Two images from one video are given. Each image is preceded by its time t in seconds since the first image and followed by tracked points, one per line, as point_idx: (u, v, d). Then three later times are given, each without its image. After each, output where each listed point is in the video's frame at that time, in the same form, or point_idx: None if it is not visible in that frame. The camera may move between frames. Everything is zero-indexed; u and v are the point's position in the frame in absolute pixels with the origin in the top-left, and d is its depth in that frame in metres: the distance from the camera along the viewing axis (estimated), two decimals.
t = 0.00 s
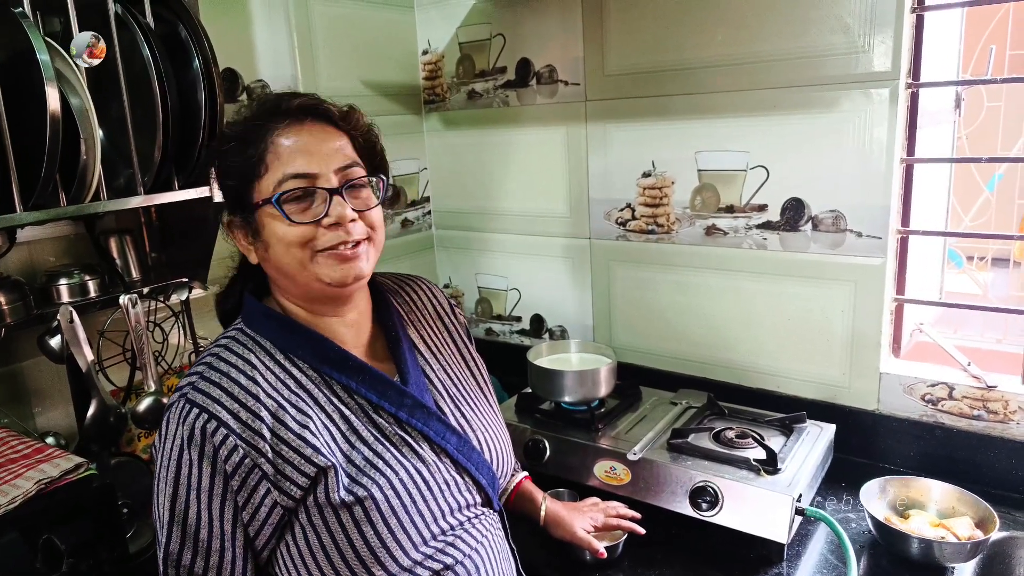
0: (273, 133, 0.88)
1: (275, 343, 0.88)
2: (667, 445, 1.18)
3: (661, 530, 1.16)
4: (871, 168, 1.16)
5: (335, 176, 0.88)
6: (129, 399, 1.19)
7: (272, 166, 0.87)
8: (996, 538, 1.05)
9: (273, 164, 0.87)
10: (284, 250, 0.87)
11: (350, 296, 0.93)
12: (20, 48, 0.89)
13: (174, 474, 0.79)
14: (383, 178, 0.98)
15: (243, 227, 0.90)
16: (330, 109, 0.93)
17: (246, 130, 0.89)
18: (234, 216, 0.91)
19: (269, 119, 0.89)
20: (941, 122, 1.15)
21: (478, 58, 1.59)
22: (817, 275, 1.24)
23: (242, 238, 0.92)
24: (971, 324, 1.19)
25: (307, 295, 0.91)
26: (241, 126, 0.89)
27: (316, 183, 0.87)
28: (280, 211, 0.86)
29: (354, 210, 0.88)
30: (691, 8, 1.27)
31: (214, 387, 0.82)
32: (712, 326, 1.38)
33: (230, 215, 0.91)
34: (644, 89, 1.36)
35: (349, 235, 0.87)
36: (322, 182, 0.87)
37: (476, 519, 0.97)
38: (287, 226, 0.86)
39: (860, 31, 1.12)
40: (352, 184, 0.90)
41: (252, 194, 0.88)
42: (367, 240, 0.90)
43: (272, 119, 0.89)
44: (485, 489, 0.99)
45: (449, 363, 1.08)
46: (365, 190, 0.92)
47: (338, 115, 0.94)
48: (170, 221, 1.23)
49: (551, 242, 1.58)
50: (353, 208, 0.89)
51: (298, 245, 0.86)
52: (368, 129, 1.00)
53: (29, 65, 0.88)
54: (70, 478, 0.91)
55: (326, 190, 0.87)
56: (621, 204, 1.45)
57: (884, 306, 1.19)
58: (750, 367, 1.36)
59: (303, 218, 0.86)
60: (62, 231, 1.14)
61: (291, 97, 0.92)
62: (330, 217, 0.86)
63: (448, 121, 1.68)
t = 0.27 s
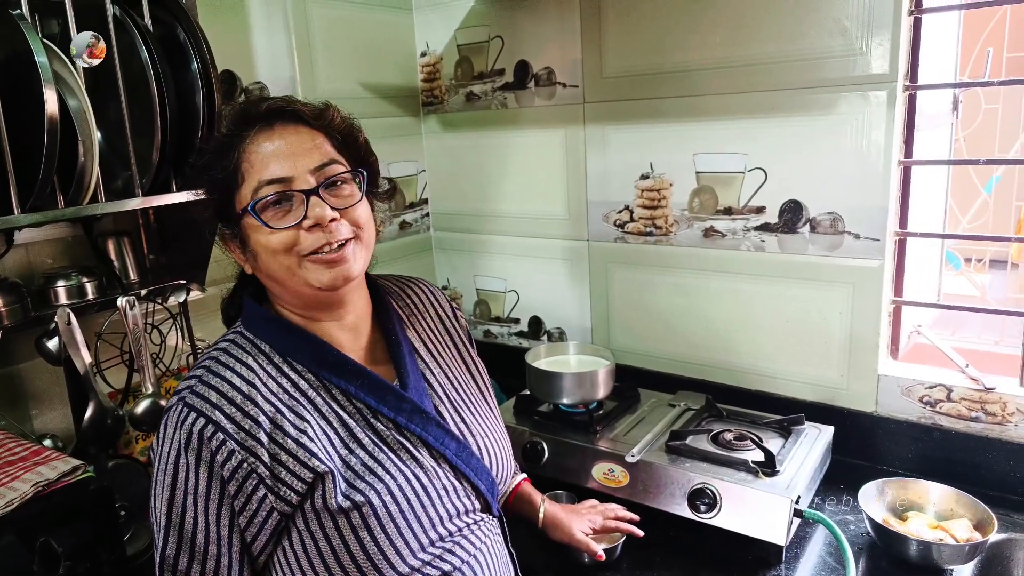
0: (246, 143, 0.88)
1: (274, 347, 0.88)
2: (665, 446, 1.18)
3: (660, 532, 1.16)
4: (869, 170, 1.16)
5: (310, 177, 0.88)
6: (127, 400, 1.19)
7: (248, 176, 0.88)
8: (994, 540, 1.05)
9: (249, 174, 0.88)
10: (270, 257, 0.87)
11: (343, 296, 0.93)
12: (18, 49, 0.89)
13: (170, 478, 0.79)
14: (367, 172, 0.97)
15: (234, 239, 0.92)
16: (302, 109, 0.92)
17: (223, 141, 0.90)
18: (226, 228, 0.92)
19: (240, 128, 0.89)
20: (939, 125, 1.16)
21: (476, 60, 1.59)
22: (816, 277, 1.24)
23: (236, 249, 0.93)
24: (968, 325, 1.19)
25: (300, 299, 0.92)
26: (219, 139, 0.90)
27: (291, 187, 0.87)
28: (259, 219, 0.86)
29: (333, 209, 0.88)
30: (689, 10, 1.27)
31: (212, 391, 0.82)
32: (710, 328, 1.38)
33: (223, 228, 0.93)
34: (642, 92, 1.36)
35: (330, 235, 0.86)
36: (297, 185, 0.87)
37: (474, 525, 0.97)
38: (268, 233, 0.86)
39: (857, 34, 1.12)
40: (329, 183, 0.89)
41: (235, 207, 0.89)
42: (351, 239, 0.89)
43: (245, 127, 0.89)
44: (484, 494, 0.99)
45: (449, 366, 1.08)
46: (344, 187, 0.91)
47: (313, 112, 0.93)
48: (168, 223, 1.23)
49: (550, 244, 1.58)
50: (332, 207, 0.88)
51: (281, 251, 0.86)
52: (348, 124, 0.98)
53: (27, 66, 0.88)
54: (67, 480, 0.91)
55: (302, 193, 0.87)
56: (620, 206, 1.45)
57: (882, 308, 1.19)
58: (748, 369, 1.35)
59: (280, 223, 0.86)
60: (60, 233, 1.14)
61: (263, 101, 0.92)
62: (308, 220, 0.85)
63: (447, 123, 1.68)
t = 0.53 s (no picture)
0: (259, 147, 0.88)
1: (277, 353, 0.88)
2: (666, 448, 1.18)
3: (660, 534, 1.16)
4: (869, 172, 1.16)
5: (326, 183, 0.88)
6: (128, 402, 1.19)
7: (261, 181, 0.87)
8: (995, 542, 1.05)
9: (262, 179, 0.87)
10: (284, 264, 0.87)
11: (351, 303, 0.94)
12: (20, 53, 0.89)
13: (174, 487, 0.79)
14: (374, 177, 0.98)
15: (241, 244, 0.91)
16: (313, 114, 0.92)
17: (233, 146, 0.89)
18: (233, 233, 0.92)
19: (252, 133, 0.89)
20: (938, 126, 1.16)
21: (476, 62, 1.59)
22: (816, 279, 1.24)
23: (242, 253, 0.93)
24: (969, 327, 1.19)
25: (310, 305, 0.92)
26: (228, 143, 0.90)
27: (307, 193, 0.87)
28: (273, 226, 0.86)
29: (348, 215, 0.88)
30: (689, 12, 1.27)
31: (215, 399, 0.82)
32: (710, 330, 1.38)
33: (228, 233, 0.92)
34: (641, 94, 1.36)
35: (347, 242, 0.87)
36: (313, 191, 0.87)
37: (478, 530, 0.97)
38: (284, 240, 0.86)
39: (857, 36, 1.12)
40: (343, 189, 0.90)
41: (246, 212, 0.88)
42: (365, 245, 0.90)
43: (258, 131, 0.89)
44: (487, 499, 0.99)
45: (452, 370, 1.08)
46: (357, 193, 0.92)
47: (323, 118, 0.94)
48: (169, 226, 1.23)
49: (550, 246, 1.58)
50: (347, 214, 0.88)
51: (296, 258, 0.86)
52: (355, 127, 0.99)
53: (29, 70, 0.88)
54: (69, 482, 0.91)
55: (318, 199, 0.87)
56: (620, 208, 1.45)
57: (882, 309, 1.19)
58: (749, 371, 1.35)
59: (296, 232, 0.86)
60: (61, 236, 1.15)
61: (273, 106, 0.92)
62: (324, 227, 0.86)
63: (447, 126, 1.68)
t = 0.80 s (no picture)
0: (314, 151, 0.86)
1: (297, 358, 0.88)
2: (666, 451, 1.18)
3: (661, 537, 1.16)
4: (869, 175, 1.16)
5: (377, 187, 0.89)
6: (128, 405, 1.20)
7: (318, 186, 0.86)
8: (997, 545, 1.05)
9: (318, 184, 0.85)
10: (340, 270, 0.87)
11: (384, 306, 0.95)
12: (22, 56, 0.89)
13: (198, 494, 0.78)
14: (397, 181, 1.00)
15: (284, 251, 0.88)
16: (352, 118, 0.93)
17: (280, 149, 0.85)
18: (272, 239, 0.88)
19: (305, 136, 0.87)
20: (938, 129, 1.16)
21: (477, 65, 1.59)
22: (816, 282, 1.24)
23: (277, 260, 0.90)
24: (970, 330, 1.21)
25: (352, 309, 0.92)
26: (271, 146, 0.86)
27: (365, 197, 0.87)
28: (336, 231, 0.85)
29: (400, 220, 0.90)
30: (690, 15, 1.28)
31: (239, 405, 0.81)
32: (711, 333, 1.38)
33: (265, 240, 0.88)
34: (641, 97, 1.37)
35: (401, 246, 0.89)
36: (370, 195, 0.88)
37: (494, 534, 0.98)
38: (346, 245, 0.86)
39: (857, 39, 1.13)
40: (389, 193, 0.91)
41: (296, 216, 0.86)
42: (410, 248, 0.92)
43: (311, 134, 0.87)
44: (502, 503, 1.00)
45: (466, 375, 1.08)
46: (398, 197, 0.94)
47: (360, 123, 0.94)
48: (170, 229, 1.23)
49: (550, 249, 1.58)
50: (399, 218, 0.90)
51: (355, 262, 0.86)
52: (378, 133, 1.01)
53: (30, 74, 0.89)
54: (70, 485, 0.92)
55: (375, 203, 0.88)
56: (620, 211, 1.45)
57: (883, 312, 1.19)
58: (750, 374, 1.35)
59: (356, 234, 0.86)
60: (62, 239, 1.15)
61: (316, 110, 0.90)
62: (384, 231, 0.87)
63: (448, 129, 1.68)
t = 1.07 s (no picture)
0: (367, 145, 0.86)
1: (324, 352, 0.88)
2: (668, 454, 1.18)
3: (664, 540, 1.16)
4: (871, 176, 1.16)
5: (421, 186, 0.90)
6: (132, 409, 1.21)
7: (369, 178, 0.86)
8: (1000, 547, 1.05)
9: (369, 177, 0.85)
10: (383, 264, 0.87)
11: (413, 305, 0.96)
12: (26, 62, 0.90)
13: (232, 483, 0.78)
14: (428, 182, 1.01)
15: (328, 241, 0.87)
16: (400, 116, 0.94)
17: (335, 141, 0.84)
18: (316, 229, 0.87)
19: (356, 129, 0.87)
20: (940, 131, 1.15)
21: (478, 69, 1.60)
22: (818, 284, 1.24)
23: (318, 250, 0.89)
24: (973, 331, 1.19)
25: (386, 305, 0.93)
26: (325, 136, 0.85)
27: (412, 194, 0.88)
28: (384, 224, 0.86)
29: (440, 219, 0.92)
30: (691, 18, 1.28)
31: (271, 395, 0.81)
32: (715, 335, 1.38)
33: (309, 229, 0.88)
34: (643, 100, 1.37)
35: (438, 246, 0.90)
36: (416, 193, 0.89)
37: (510, 533, 0.98)
38: (392, 239, 0.86)
39: (858, 41, 1.13)
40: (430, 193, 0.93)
41: (345, 206, 0.85)
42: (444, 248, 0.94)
43: (363, 127, 0.88)
44: (519, 501, 1.01)
45: (484, 375, 1.09)
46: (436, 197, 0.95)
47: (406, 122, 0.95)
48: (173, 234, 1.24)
49: (553, 251, 1.58)
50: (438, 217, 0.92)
51: (399, 257, 0.87)
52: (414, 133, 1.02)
53: (34, 80, 0.89)
54: (74, 489, 0.92)
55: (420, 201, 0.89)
56: (622, 213, 1.46)
57: (886, 314, 1.19)
58: (753, 376, 1.35)
59: (404, 229, 0.86)
60: (66, 244, 1.15)
61: (366, 106, 0.91)
62: (427, 229, 0.88)
63: (449, 132, 1.69)
